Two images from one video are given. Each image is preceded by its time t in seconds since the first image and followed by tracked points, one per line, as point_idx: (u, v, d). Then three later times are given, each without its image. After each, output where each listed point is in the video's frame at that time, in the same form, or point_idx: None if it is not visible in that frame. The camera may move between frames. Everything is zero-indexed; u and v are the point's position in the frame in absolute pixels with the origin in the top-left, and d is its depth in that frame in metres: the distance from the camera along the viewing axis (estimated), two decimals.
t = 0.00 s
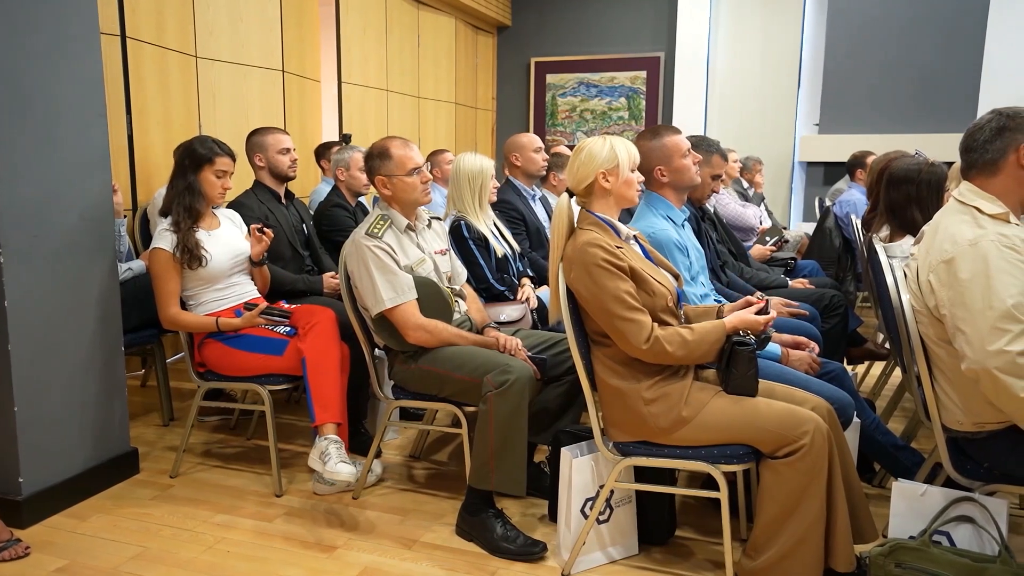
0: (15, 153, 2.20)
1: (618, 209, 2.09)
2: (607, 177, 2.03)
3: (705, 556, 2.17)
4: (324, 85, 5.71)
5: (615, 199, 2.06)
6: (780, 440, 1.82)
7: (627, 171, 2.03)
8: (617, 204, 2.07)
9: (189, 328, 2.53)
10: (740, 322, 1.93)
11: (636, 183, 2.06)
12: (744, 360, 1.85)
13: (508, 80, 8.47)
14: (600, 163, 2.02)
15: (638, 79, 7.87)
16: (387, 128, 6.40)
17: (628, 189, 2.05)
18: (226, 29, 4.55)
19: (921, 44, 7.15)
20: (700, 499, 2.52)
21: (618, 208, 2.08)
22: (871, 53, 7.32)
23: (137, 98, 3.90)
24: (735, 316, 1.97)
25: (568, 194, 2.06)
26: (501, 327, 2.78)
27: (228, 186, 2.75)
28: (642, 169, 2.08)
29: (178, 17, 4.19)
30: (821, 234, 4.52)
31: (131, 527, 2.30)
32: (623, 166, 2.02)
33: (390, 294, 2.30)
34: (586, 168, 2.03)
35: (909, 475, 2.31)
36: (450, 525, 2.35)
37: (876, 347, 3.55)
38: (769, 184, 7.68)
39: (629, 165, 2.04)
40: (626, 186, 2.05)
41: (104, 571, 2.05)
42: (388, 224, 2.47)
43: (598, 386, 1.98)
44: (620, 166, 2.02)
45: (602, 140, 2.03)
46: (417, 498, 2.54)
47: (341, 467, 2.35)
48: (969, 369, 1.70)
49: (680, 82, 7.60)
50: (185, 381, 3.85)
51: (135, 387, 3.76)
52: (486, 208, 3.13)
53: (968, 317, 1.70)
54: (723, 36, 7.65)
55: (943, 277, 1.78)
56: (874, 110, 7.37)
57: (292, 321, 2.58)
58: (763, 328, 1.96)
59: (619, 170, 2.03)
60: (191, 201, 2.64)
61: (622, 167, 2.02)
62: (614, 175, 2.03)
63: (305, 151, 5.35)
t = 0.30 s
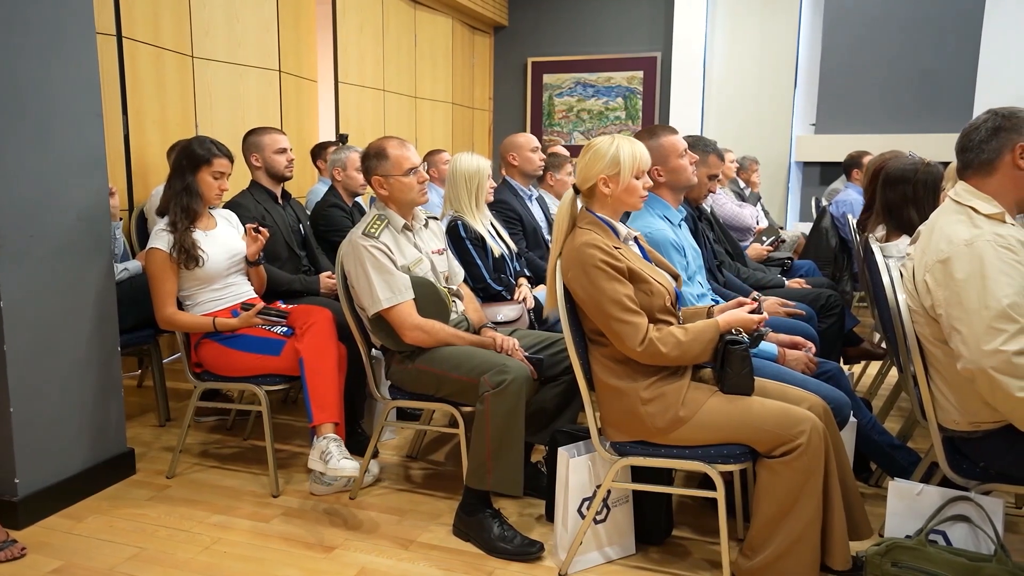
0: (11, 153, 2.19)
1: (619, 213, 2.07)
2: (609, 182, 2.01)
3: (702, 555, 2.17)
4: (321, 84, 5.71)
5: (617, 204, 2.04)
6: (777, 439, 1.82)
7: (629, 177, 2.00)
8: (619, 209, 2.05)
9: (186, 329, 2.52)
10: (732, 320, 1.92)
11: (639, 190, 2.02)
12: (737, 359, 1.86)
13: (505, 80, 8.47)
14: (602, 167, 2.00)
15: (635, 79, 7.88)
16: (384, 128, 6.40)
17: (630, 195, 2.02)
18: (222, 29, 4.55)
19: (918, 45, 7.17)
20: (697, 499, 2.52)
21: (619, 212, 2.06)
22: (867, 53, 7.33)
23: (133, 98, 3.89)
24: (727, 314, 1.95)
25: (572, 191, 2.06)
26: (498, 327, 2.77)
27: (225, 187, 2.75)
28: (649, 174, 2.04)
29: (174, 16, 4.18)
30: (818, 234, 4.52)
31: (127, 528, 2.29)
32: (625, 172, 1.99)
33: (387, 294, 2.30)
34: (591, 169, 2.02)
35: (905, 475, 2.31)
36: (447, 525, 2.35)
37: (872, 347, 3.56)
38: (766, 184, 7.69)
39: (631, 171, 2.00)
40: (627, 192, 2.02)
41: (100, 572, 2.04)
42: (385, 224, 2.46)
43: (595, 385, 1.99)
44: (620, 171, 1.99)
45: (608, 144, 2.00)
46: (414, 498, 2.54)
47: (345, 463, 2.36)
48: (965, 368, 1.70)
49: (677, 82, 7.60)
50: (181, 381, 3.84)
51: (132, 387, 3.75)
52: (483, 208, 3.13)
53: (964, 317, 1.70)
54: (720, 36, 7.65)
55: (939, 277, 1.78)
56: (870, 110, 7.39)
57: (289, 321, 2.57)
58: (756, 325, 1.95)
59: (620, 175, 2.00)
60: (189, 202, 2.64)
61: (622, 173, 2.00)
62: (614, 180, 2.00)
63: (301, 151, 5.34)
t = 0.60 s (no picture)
0: (8, 152, 2.19)
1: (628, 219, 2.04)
2: (618, 192, 1.98)
3: (699, 555, 2.17)
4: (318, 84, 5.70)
5: (626, 213, 2.01)
6: (771, 436, 1.83)
7: (637, 192, 1.95)
8: (629, 217, 2.02)
9: (183, 329, 2.52)
10: (724, 318, 1.94)
11: (649, 204, 1.97)
12: (730, 357, 1.86)
13: (503, 80, 8.47)
14: (612, 176, 1.96)
15: (632, 79, 7.88)
16: (380, 128, 6.39)
17: (637, 208, 1.98)
18: (219, 29, 4.54)
19: (914, 45, 7.17)
20: (694, 498, 2.52)
21: (627, 219, 2.03)
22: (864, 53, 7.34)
23: (130, 97, 3.88)
24: (719, 312, 1.98)
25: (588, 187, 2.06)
26: (495, 327, 2.77)
27: (223, 187, 2.74)
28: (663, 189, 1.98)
29: (171, 16, 4.18)
30: (815, 234, 4.53)
31: (124, 529, 2.29)
32: (634, 186, 1.94)
33: (384, 294, 2.30)
34: (605, 174, 1.99)
35: (901, 474, 2.32)
36: (444, 526, 2.35)
37: (869, 346, 3.56)
38: (763, 184, 7.69)
39: (642, 185, 1.95)
40: (635, 205, 1.98)
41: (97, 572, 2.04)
42: (382, 224, 2.46)
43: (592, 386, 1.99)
44: (630, 184, 1.95)
45: (624, 154, 1.95)
46: (411, 499, 2.54)
47: (341, 466, 2.35)
48: (962, 367, 1.70)
49: (674, 82, 7.61)
50: (178, 381, 3.83)
51: (128, 388, 3.74)
52: (480, 208, 3.13)
53: (961, 317, 1.70)
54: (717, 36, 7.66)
55: (935, 277, 1.79)
56: (867, 110, 7.39)
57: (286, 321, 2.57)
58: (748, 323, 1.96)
59: (629, 188, 1.96)
60: (185, 202, 2.63)
61: (632, 186, 1.95)
62: (621, 192, 1.97)
63: (298, 151, 5.33)
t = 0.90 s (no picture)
0: (4, 152, 2.18)
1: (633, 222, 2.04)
2: (624, 197, 1.97)
3: (696, 555, 2.17)
4: (315, 84, 5.70)
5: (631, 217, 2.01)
6: (767, 433, 1.83)
7: (645, 198, 1.94)
8: (634, 221, 2.02)
9: (180, 329, 2.51)
10: (718, 318, 1.93)
11: (656, 209, 1.97)
12: (725, 357, 1.86)
13: (500, 80, 8.47)
14: (620, 180, 1.95)
15: (629, 80, 7.89)
16: (378, 128, 6.39)
17: (644, 214, 1.98)
18: (216, 29, 4.54)
19: (911, 45, 7.19)
20: (691, 498, 2.53)
21: (631, 223, 2.03)
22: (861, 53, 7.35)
23: (127, 97, 3.87)
24: (712, 311, 1.96)
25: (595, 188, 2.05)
26: (493, 327, 2.77)
27: (220, 187, 2.74)
28: (669, 194, 1.97)
29: (168, 16, 4.17)
30: (812, 234, 4.53)
31: (121, 529, 2.28)
32: (642, 192, 1.94)
33: (382, 294, 2.30)
34: (612, 176, 1.98)
35: (898, 474, 2.32)
36: (441, 526, 2.35)
37: (866, 346, 3.57)
38: (760, 184, 7.70)
39: (650, 190, 1.94)
40: (642, 210, 1.97)
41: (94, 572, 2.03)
42: (380, 225, 2.46)
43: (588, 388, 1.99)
44: (638, 189, 1.94)
45: (632, 158, 1.94)
46: (409, 499, 2.54)
47: (332, 472, 2.37)
48: (958, 367, 1.70)
49: (672, 82, 7.62)
50: (175, 381, 3.83)
51: (125, 388, 3.74)
52: (478, 208, 3.12)
53: (958, 317, 1.71)
54: (714, 36, 7.67)
55: (932, 277, 1.79)
56: (864, 110, 7.41)
57: (284, 322, 2.57)
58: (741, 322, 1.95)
59: (636, 193, 1.95)
60: (183, 202, 2.63)
61: (640, 191, 1.94)
62: (629, 197, 1.96)
63: (296, 151, 5.33)
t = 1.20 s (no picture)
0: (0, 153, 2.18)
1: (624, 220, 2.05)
2: (612, 196, 1.98)
3: (694, 554, 2.18)
4: (313, 84, 5.70)
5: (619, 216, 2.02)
6: (764, 432, 1.83)
7: (633, 197, 1.95)
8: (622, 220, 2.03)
9: (177, 329, 2.51)
10: (715, 316, 1.94)
11: (643, 208, 1.98)
12: (722, 355, 1.87)
13: (498, 80, 8.47)
14: (607, 180, 1.96)
15: (627, 80, 7.89)
16: (376, 128, 6.39)
17: (632, 213, 1.99)
18: (213, 29, 4.53)
19: (907, 46, 7.21)
20: (689, 498, 2.53)
21: (620, 221, 2.04)
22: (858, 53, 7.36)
23: (123, 97, 3.87)
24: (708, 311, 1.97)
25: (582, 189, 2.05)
26: (490, 327, 2.78)
27: (217, 188, 2.73)
28: (656, 192, 1.98)
29: (165, 16, 4.17)
30: (809, 234, 4.54)
31: (117, 530, 2.28)
32: (630, 191, 1.95)
33: (379, 294, 2.30)
34: (599, 176, 1.98)
35: (895, 473, 2.33)
36: (439, 526, 2.35)
37: (864, 346, 3.58)
38: (757, 184, 7.71)
39: (638, 189, 1.95)
40: (630, 209, 1.99)
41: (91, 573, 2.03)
42: (377, 225, 2.46)
43: (587, 387, 1.98)
44: (626, 189, 1.95)
45: (619, 158, 1.95)
46: (407, 499, 2.54)
47: (341, 465, 2.34)
48: (955, 367, 1.71)
49: (669, 82, 7.62)
50: (172, 382, 3.82)
51: (122, 388, 3.73)
52: (476, 208, 3.12)
53: (954, 316, 1.71)
54: (711, 36, 7.68)
55: (929, 277, 1.79)
56: (861, 110, 7.42)
57: (282, 322, 2.57)
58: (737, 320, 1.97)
59: (624, 192, 1.96)
60: (180, 202, 2.63)
61: (628, 190, 1.95)
62: (617, 196, 1.97)
63: (293, 151, 5.32)
